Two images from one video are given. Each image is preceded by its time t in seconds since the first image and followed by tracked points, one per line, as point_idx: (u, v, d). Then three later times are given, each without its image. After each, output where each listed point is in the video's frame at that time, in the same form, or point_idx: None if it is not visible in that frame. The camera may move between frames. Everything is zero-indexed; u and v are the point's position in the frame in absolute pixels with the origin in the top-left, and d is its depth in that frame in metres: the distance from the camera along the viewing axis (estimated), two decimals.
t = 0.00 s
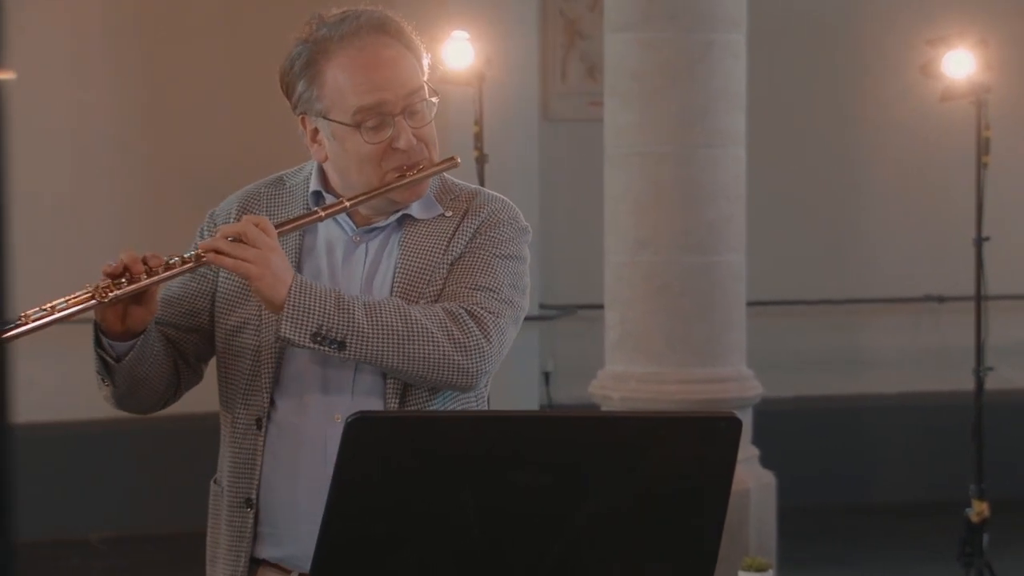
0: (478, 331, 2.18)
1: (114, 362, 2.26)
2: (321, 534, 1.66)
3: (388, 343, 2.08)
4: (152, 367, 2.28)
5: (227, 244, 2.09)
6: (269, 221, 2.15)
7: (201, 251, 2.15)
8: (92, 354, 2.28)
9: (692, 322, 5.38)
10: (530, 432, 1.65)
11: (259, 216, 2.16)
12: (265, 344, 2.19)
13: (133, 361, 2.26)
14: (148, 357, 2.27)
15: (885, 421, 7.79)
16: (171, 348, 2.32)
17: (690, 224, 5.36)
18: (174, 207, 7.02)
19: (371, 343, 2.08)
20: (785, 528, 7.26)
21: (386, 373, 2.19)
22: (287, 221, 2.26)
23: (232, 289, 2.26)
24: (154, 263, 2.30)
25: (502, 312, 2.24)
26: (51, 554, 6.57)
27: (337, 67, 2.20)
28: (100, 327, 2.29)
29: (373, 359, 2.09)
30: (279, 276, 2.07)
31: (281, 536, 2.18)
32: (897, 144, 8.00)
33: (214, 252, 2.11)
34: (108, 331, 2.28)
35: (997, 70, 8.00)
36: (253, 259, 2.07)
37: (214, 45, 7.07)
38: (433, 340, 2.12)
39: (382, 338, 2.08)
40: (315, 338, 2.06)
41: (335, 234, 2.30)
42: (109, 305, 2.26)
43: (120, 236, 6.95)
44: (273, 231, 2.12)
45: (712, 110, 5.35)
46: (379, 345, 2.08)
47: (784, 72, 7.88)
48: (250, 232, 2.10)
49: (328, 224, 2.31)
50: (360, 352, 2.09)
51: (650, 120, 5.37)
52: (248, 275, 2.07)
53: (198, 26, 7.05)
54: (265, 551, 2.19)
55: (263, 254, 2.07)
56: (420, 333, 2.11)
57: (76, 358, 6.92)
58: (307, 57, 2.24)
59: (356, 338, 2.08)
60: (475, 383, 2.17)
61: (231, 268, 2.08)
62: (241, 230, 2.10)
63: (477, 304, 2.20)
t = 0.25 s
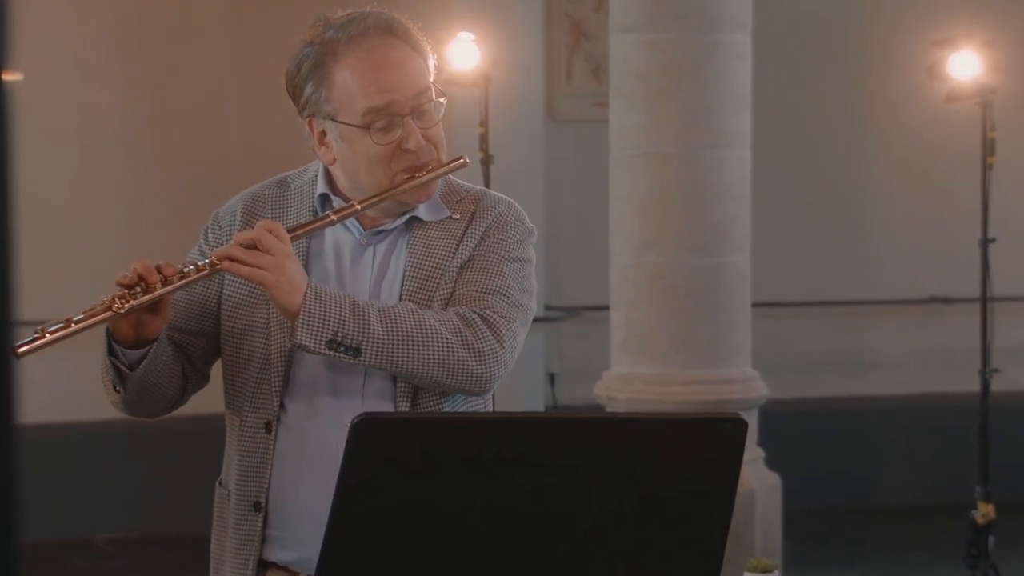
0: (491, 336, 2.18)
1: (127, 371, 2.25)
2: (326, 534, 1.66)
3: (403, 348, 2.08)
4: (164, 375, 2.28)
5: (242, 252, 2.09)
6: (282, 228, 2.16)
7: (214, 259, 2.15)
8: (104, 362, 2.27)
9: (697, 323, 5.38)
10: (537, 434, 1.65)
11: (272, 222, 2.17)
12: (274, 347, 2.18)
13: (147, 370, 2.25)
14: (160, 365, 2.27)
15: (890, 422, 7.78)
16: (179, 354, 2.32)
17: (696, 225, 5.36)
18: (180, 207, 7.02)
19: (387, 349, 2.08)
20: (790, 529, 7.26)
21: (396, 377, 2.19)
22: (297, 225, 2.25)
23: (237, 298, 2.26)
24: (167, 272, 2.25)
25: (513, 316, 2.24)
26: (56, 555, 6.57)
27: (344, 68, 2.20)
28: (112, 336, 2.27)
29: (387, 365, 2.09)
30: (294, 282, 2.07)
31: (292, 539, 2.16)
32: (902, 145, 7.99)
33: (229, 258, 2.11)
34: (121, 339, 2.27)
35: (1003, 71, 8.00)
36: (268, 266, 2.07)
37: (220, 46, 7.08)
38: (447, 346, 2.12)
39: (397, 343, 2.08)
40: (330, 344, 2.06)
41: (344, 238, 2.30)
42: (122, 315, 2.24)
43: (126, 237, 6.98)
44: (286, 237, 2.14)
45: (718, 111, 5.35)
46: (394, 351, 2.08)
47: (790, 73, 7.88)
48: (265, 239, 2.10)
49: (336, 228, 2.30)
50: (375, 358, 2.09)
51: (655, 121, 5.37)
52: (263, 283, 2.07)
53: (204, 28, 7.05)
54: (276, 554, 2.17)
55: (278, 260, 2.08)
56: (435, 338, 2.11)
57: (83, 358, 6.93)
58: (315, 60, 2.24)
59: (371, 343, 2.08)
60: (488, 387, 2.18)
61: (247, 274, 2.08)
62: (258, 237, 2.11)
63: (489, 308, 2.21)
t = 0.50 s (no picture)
0: (500, 334, 2.19)
1: (136, 368, 2.24)
2: (331, 534, 1.66)
3: (415, 345, 2.08)
4: (169, 374, 2.27)
5: (254, 249, 2.09)
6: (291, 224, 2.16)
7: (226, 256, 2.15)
8: (111, 358, 2.25)
9: (701, 324, 5.38)
10: (540, 435, 1.66)
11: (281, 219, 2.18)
12: (280, 348, 2.18)
13: (155, 368, 2.25)
14: (166, 363, 2.27)
15: (894, 422, 7.78)
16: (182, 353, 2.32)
17: (700, 226, 5.36)
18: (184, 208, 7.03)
19: (398, 346, 2.08)
20: (794, 530, 7.26)
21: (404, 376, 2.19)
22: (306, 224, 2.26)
23: (242, 299, 2.26)
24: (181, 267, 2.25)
25: (520, 315, 2.25)
26: (60, 556, 6.58)
27: (351, 67, 2.20)
28: (120, 334, 2.25)
29: (398, 362, 2.09)
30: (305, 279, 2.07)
31: (298, 540, 2.17)
32: (907, 146, 7.99)
33: (240, 255, 2.11)
34: (129, 336, 2.25)
35: (1007, 72, 8.00)
36: (280, 262, 2.07)
37: (223, 47, 7.08)
38: (458, 344, 2.13)
39: (408, 340, 2.09)
40: (342, 341, 2.06)
41: (349, 238, 2.30)
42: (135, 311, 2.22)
43: (130, 238, 6.97)
44: (297, 234, 2.14)
45: (722, 112, 5.35)
46: (405, 349, 2.08)
47: (794, 74, 7.87)
48: (276, 235, 2.10)
49: (340, 228, 2.31)
50: (387, 356, 2.09)
51: (659, 122, 5.37)
52: (275, 280, 2.07)
53: (208, 29, 7.06)
54: (282, 555, 2.17)
55: (289, 257, 2.08)
56: (446, 336, 2.12)
57: (87, 359, 6.93)
58: (322, 59, 2.24)
59: (382, 341, 2.08)
60: (496, 385, 2.19)
61: (258, 272, 2.08)
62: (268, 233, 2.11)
63: (497, 306, 2.22)
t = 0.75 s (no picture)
0: (508, 315, 2.17)
1: (140, 341, 2.18)
2: (335, 535, 1.64)
3: (426, 321, 2.05)
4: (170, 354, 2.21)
5: (264, 220, 2.08)
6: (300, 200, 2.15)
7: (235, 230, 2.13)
8: (115, 331, 2.19)
9: (705, 323, 5.35)
10: (542, 434, 1.64)
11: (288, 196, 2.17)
12: (285, 337, 2.15)
13: (158, 343, 2.19)
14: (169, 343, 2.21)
15: (900, 422, 7.75)
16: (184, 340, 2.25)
17: (704, 225, 5.33)
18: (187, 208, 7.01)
19: (409, 321, 2.05)
20: (798, 530, 7.24)
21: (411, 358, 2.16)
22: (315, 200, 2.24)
23: (246, 287, 2.21)
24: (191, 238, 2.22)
25: (526, 300, 2.23)
26: (62, 556, 6.56)
27: (358, 52, 2.18)
28: (126, 307, 2.20)
29: (409, 339, 2.06)
30: (315, 252, 2.05)
31: (305, 536, 2.13)
32: (912, 145, 7.96)
33: (250, 228, 2.09)
34: (135, 309, 2.20)
35: (1014, 71, 7.96)
36: (290, 233, 2.05)
37: (225, 46, 7.07)
38: (467, 322, 2.10)
39: (419, 316, 2.06)
40: (352, 314, 2.03)
41: (351, 230, 2.28)
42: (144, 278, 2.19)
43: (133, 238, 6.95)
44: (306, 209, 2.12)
45: (727, 111, 5.33)
46: (416, 324, 2.05)
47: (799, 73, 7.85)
48: (285, 207, 2.10)
49: (344, 221, 2.29)
50: (397, 332, 2.05)
51: (664, 121, 5.34)
52: (284, 251, 2.05)
53: (211, 28, 7.04)
54: (287, 552, 2.14)
55: (299, 229, 2.06)
56: (455, 313, 2.09)
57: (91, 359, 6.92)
58: (328, 45, 2.22)
59: (393, 316, 2.05)
60: (504, 368, 2.16)
61: (268, 242, 2.06)
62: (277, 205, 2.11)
63: (504, 290, 2.19)
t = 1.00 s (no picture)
0: (512, 319, 2.13)
1: (141, 336, 2.14)
2: (336, 538, 1.59)
3: (432, 322, 2.01)
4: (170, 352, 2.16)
5: (269, 217, 2.03)
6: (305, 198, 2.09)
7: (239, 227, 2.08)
8: (115, 325, 2.15)
9: (710, 323, 5.31)
10: (547, 435, 1.58)
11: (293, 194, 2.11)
12: (287, 337, 2.10)
13: (158, 338, 2.14)
14: (169, 340, 2.16)
15: (906, 424, 7.70)
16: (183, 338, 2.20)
17: (710, 226, 5.28)
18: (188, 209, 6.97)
19: (415, 323, 2.00)
20: (803, 532, 7.20)
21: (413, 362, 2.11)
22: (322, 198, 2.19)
23: (247, 286, 2.16)
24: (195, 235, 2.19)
25: (530, 303, 2.19)
26: (63, 558, 6.53)
27: (365, 51, 2.14)
28: (128, 303, 2.17)
29: (414, 341, 2.01)
30: (320, 251, 2.00)
31: (307, 540, 2.07)
32: (918, 145, 7.92)
33: (256, 225, 2.04)
34: (137, 305, 2.16)
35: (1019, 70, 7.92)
36: (296, 231, 2.00)
37: (225, 46, 7.03)
38: (472, 325, 2.05)
39: (425, 317, 2.01)
40: (357, 316, 1.98)
41: (354, 231, 2.24)
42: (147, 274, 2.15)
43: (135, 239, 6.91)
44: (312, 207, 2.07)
45: (732, 111, 5.28)
46: (422, 326, 2.00)
47: (803, 73, 7.80)
48: (291, 206, 2.04)
49: (347, 222, 2.25)
50: (402, 334, 2.01)
51: (668, 121, 5.30)
52: (289, 248, 1.99)
53: (212, 28, 7.00)
54: (288, 555, 2.08)
55: (304, 226, 2.01)
56: (461, 316, 2.04)
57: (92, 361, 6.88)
58: (335, 43, 2.18)
59: (398, 318, 2.00)
60: (508, 372, 2.11)
61: (272, 239, 2.01)
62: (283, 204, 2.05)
63: (508, 293, 2.15)
